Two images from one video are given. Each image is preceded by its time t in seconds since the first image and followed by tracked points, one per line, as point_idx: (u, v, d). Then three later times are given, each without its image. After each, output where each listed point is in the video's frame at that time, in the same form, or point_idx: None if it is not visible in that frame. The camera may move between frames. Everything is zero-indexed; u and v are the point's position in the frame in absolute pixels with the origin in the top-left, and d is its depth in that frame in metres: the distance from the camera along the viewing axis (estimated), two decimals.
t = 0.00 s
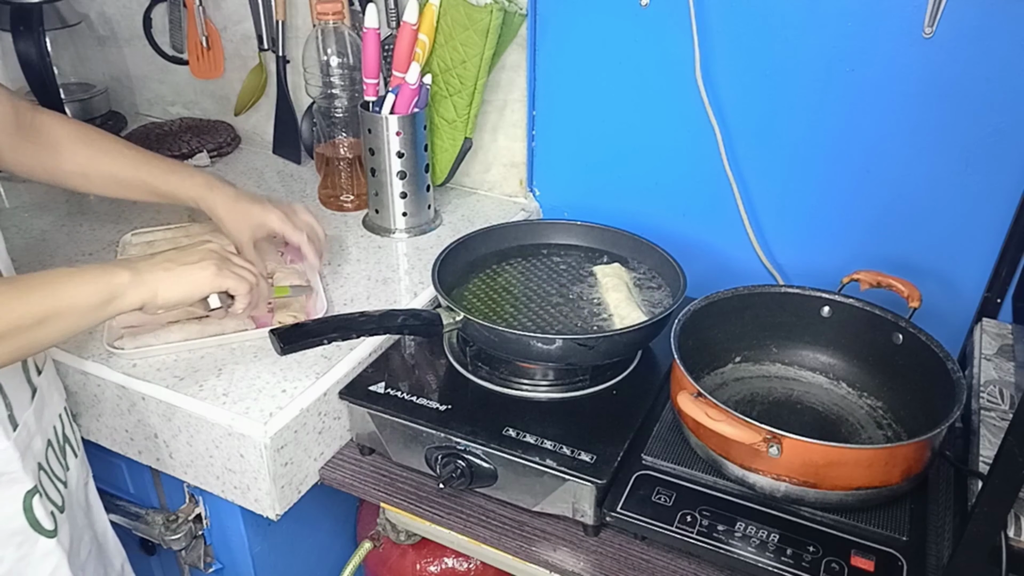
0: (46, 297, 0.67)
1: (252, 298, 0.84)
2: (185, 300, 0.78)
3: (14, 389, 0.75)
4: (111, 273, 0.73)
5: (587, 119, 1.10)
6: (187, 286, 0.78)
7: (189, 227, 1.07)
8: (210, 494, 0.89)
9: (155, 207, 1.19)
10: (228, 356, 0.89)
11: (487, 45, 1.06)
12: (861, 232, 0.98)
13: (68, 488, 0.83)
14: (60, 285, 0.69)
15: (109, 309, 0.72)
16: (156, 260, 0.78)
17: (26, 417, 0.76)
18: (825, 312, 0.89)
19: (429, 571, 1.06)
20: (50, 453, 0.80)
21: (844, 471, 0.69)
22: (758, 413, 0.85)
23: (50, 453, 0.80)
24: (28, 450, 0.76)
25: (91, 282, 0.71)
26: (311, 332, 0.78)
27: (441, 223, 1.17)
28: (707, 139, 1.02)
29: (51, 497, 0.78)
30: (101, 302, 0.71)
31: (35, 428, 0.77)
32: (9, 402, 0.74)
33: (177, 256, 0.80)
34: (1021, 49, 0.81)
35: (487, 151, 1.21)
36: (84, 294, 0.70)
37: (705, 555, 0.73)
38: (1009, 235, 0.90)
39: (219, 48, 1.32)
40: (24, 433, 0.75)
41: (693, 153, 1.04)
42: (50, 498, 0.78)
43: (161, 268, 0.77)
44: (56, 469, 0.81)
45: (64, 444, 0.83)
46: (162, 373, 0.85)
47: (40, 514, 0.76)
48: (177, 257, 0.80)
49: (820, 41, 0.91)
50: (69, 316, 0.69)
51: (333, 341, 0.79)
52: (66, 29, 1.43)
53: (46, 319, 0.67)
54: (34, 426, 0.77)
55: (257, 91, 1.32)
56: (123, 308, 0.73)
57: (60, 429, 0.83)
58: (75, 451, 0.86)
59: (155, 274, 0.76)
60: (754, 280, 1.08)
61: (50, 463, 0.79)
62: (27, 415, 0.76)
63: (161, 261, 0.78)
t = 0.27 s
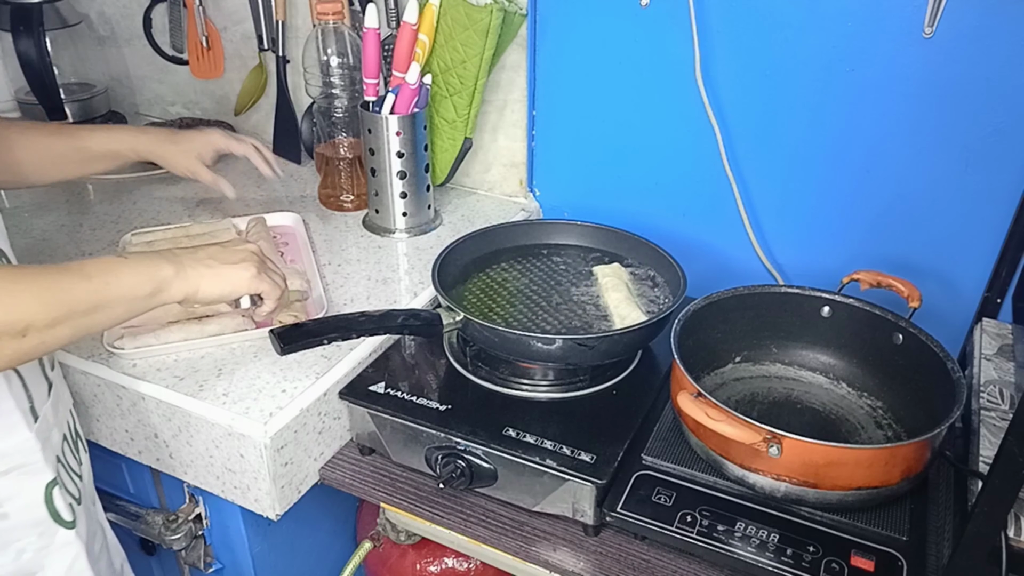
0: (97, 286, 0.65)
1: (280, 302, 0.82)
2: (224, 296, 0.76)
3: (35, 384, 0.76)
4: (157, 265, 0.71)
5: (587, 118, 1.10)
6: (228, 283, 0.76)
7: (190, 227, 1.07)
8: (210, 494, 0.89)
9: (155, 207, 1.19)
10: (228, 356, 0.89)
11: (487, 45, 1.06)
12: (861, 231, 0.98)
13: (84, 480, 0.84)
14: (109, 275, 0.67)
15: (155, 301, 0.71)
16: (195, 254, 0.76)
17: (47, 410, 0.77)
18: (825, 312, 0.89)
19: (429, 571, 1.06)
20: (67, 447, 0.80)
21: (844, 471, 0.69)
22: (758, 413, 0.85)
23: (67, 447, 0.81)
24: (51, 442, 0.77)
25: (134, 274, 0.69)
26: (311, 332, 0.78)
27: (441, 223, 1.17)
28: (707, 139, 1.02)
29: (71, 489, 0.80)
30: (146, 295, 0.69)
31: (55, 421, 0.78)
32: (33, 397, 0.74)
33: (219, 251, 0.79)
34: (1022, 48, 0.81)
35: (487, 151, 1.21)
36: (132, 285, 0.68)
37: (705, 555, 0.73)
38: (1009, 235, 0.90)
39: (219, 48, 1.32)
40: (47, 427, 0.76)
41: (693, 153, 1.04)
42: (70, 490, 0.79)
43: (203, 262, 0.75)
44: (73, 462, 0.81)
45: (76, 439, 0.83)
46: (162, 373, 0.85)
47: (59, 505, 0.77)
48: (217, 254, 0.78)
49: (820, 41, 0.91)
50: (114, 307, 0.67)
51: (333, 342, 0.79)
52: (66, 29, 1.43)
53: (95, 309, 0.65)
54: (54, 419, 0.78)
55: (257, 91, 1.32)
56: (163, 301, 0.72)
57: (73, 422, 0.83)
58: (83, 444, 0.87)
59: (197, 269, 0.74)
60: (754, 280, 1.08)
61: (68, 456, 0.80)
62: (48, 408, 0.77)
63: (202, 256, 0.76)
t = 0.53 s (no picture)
0: (111, 278, 0.61)
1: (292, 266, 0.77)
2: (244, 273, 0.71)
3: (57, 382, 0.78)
4: (172, 247, 0.66)
5: (588, 118, 1.10)
6: (247, 259, 0.71)
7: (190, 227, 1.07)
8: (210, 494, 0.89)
9: (155, 207, 1.19)
10: (228, 356, 0.89)
11: (487, 45, 1.06)
12: (861, 231, 0.98)
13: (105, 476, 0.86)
14: (125, 265, 0.62)
15: (172, 286, 0.67)
16: (210, 231, 0.70)
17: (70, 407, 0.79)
18: (825, 312, 0.89)
19: (429, 571, 1.06)
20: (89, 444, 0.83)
21: (844, 471, 0.69)
22: (758, 413, 0.85)
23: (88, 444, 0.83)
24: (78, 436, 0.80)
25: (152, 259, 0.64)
26: (311, 332, 0.78)
27: (441, 223, 1.17)
28: (707, 139, 1.02)
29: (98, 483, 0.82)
30: (165, 280, 0.65)
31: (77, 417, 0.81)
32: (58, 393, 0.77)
33: (235, 225, 0.72)
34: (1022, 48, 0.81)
35: (487, 151, 1.21)
36: (144, 273, 0.63)
37: (705, 555, 0.73)
38: (1009, 235, 0.89)
39: (219, 48, 1.32)
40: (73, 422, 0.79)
41: (693, 153, 1.04)
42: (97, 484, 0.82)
43: (219, 240, 0.70)
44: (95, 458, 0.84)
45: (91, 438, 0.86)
46: (162, 373, 0.85)
47: (93, 496, 0.80)
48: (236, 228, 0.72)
49: (820, 41, 0.91)
50: (134, 297, 0.63)
51: (333, 342, 0.79)
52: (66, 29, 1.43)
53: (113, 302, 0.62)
54: (77, 415, 0.81)
55: (257, 91, 1.32)
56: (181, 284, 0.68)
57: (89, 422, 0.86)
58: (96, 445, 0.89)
59: (214, 248, 0.69)
60: (754, 280, 1.08)
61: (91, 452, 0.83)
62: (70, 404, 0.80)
63: (219, 233, 0.70)
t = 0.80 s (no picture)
0: (222, 251, 0.55)
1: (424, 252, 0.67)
2: (361, 251, 0.63)
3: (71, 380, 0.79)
4: (284, 221, 0.59)
5: (588, 118, 1.10)
6: (364, 234, 0.62)
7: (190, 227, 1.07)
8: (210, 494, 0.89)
9: (156, 207, 1.19)
10: (227, 356, 0.89)
11: (487, 45, 1.06)
12: (861, 232, 0.98)
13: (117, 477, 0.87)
14: (232, 240, 0.56)
15: (287, 266, 0.58)
16: (329, 204, 0.63)
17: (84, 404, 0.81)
18: (825, 311, 0.89)
19: (429, 571, 1.06)
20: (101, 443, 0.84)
21: (843, 471, 0.69)
22: (758, 413, 0.85)
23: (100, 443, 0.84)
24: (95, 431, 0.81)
25: (264, 233, 0.57)
26: (311, 332, 0.78)
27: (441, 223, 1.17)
28: (706, 139, 1.02)
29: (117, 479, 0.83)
30: (279, 258, 0.57)
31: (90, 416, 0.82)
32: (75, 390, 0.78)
33: (354, 200, 0.65)
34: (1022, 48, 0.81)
35: (487, 151, 1.21)
36: (258, 248, 0.56)
37: (705, 555, 0.73)
38: (1010, 234, 0.89)
39: (219, 48, 1.32)
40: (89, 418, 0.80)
41: (693, 153, 1.04)
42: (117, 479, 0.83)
43: (339, 214, 0.62)
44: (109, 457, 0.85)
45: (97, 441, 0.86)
46: (162, 373, 0.85)
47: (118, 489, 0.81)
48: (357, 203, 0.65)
49: (819, 41, 0.91)
50: (246, 276, 0.56)
51: (333, 342, 0.79)
52: (66, 29, 1.43)
53: (228, 277, 0.55)
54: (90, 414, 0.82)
55: (257, 91, 1.32)
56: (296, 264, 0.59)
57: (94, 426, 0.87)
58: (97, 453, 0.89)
59: (327, 221, 0.61)
60: (754, 280, 1.08)
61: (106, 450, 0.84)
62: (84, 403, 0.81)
63: (336, 206, 0.63)
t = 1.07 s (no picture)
0: (359, 270, 0.58)
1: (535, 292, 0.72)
2: (480, 287, 0.67)
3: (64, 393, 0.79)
4: (416, 250, 0.62)
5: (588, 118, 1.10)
6: (483, 269, 0.67)
7: (190, 227, 1.07)
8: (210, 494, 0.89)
9: (156, 207, 1.19)
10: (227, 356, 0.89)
11: (487, 45, 1.06)
12: (861, 231, 0.98)
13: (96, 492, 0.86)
14: (369, 259, 0.59)
15: (411, 291, 0.62)
16: (454, 239, 0.68)
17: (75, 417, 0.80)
18: (825, 312, 0.89)
19: (429, 571, 1.06)
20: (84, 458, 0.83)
21: (844, 471, 0.69)
22: (758, 413, 0.85)
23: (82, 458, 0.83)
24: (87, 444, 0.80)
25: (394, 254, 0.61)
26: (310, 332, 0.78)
27: (441, 223, 1.17)
28: (707, 139, 1.02)
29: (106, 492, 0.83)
30: (405, 281, 0.61)
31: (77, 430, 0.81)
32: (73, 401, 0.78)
33: (477, 235, 0.70)
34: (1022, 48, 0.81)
35: (487, 151, 1.21)
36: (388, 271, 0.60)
37: (705, 555, 0.73)
38: (1011, 234, 0.88)
39: (219, 48, 1.32)
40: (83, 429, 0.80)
41: (693, 153, 1.04)
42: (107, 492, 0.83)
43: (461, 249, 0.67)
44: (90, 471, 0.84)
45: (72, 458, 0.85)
46: (162, 373, 0.85)
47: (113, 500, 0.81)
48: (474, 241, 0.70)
49: (819, 41, 0.91)
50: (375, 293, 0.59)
51: (333, 342, 0.79)
52: (66, 29, 1.43)
53: (357, 291, 0.58)
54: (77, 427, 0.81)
55: (257, 91, 1.32)
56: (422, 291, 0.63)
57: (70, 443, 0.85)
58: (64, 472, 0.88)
59: (452, 254, 0.66)
60: (754, 280, 1.08)
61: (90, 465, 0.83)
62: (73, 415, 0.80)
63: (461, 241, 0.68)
